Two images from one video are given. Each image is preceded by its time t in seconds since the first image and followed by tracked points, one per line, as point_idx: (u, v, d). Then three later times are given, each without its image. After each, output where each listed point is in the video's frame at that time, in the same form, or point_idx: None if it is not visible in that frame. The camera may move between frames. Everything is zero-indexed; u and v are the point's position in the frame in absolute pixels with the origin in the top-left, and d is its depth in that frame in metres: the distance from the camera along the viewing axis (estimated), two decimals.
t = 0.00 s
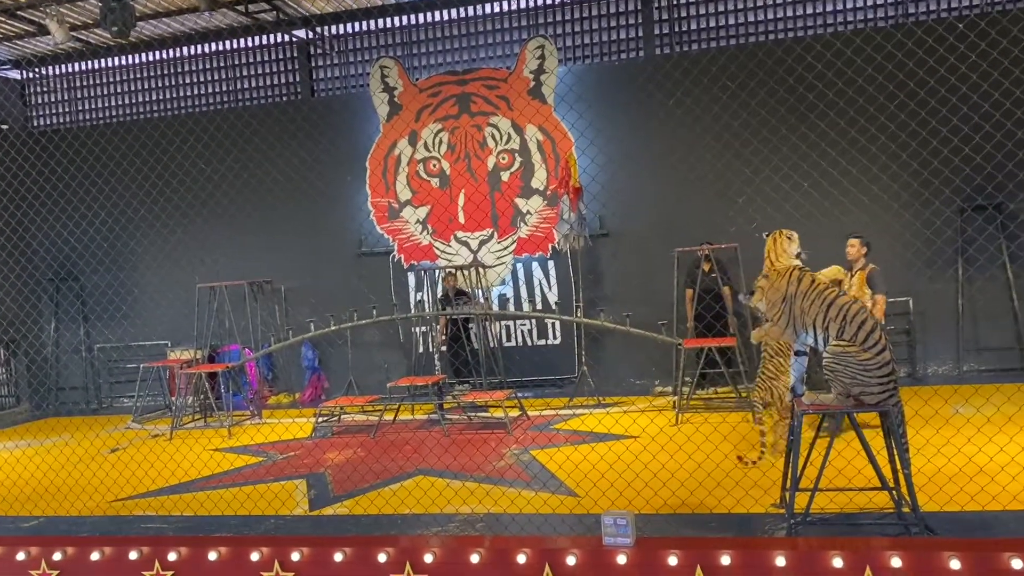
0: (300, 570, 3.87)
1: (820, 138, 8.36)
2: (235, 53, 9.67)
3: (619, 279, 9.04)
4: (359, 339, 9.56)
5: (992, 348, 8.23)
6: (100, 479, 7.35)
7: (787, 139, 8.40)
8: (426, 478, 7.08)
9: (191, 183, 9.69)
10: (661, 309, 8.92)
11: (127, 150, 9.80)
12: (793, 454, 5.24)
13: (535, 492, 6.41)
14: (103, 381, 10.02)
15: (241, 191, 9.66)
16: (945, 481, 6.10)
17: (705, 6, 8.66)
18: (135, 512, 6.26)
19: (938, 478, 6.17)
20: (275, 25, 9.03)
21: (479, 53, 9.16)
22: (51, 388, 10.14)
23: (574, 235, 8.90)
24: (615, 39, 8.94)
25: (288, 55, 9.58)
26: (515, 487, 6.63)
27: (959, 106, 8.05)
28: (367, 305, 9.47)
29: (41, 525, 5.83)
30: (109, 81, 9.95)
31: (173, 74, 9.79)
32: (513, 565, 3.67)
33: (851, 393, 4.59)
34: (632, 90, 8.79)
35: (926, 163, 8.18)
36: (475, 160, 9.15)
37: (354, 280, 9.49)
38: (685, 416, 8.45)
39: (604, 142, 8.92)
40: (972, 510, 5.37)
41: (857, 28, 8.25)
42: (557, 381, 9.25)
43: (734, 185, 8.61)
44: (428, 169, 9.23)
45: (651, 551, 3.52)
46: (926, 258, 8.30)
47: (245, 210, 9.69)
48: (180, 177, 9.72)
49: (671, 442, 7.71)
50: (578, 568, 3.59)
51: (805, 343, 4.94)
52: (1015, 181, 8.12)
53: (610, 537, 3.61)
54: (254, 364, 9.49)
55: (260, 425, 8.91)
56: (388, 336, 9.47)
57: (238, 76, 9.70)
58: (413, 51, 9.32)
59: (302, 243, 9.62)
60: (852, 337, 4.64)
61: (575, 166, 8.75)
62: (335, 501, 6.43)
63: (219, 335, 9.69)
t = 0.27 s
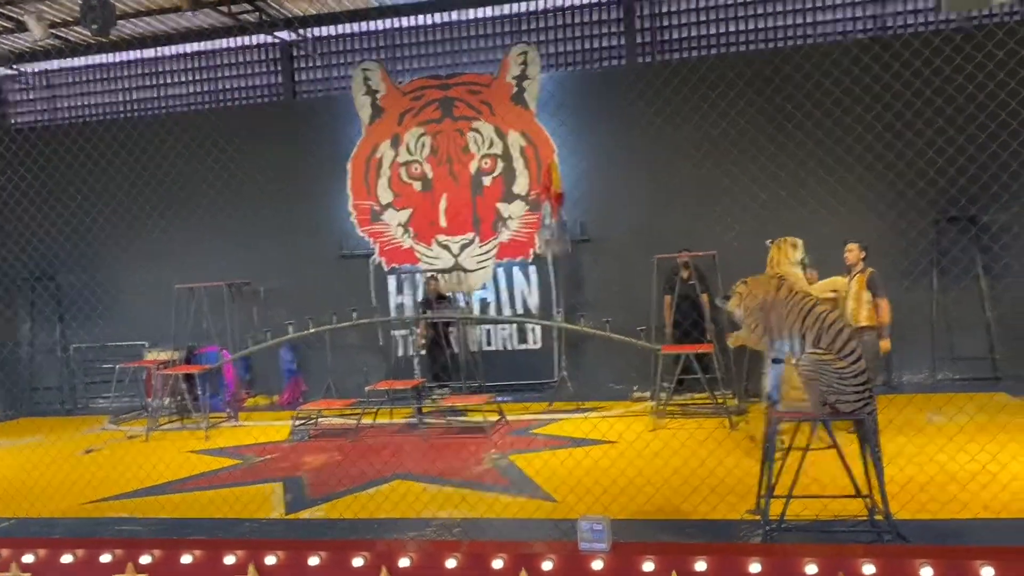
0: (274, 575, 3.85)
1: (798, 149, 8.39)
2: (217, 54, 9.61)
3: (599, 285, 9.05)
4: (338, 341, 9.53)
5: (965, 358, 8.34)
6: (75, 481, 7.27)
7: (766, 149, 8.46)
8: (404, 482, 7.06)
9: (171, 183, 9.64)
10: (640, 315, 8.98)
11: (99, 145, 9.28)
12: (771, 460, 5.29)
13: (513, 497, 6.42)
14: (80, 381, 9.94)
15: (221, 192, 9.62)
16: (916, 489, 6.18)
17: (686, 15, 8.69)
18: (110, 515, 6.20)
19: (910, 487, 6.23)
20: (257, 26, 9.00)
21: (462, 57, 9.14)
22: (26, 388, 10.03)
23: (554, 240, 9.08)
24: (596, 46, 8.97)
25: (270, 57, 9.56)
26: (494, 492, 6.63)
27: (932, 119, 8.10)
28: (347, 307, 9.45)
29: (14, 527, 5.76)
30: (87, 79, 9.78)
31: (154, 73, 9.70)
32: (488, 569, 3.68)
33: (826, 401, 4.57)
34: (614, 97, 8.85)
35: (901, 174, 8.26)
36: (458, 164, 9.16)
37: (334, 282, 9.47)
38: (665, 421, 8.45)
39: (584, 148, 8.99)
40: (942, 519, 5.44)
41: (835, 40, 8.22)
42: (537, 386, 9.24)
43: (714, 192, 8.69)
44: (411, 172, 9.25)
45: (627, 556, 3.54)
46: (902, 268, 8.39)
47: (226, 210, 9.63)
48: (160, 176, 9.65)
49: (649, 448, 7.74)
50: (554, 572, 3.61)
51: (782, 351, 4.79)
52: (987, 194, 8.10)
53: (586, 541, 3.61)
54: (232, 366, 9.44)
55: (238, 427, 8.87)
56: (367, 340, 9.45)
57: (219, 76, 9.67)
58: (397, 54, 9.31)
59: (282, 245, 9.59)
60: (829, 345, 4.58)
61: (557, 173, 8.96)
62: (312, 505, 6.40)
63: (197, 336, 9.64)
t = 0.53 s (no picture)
0: None
1: (739, 167, 8.48)
2: (159, 56, 9.45)
3: (544, 298, 9.04)
4: (278, 352, 9.37)
5: (899, 374, 8.53)
6: None
7: (709, 165, 8.55)
8: (343, 496, 6.94)
9: (108, 187, 9.38)
10: (585, 328, 8.98)
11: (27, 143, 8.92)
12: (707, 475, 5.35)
13: (453, 512, 6.36)
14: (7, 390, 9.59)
15: (160, 196, 9.40)
16: (851, 502, 6.29)
17: (633, 32, 8.80)
18: (34, 530, 5.96)
19: (846, 500, 6.35)
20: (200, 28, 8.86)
21: (411, 67, 9.11)
22: None
23: (500, 252, 8.94)
24: (546, 60, 9.03)
25: (213, 61, 9.41)
26: (435, 506, 6.56)
27: (870, 141, 8.20)
28: (288, 317, 9.30)
29: None
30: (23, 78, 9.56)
31: (92, 74, 9.48)
32: None
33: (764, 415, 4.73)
34: (561, 110, 8.83)
35: (838, 193, 8.40)
36: (404, 173, 9.10)
37: (276, 291, 9.31)
38: (607, 434, 8.48)
39: (531, 160, 8.98)
40: (877, 531, 5.55)
41: (777, 60, 8.32)
42: (482, 399, 9.22)
43: (658, 207, 8.74)
44: (356, 181, 9.14)
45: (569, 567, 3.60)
46: (839, 285, 8.55)
47: (165, 216, 9.42)
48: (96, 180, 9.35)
49: (593, 461, 7.74)
50: None
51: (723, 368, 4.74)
52: (920, 215, 8.32)
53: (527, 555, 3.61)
54: (168, 375, 9.22)
55: (173, 439, 8.64)
56: (309, 350, 9.31)
57: (160, 79, 9.49)
58: (341, 62, 9.20)
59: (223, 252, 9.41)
60: (767, 361, 4.65)
61: (503, 183, 8.84)
62: (247, 520, 6.25)
63: (132, 344, 9.38)
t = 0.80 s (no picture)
0: None
1: (676, 181, 8.60)
2: (92, 60, 9.25)
3: (486, 309, 8.98)
4: (214, 363, 9.19)
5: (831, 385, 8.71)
6: None
7: (648, 179, 8.63)
8: (279, 510, 6.81)
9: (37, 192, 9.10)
10: (529, 338, 8.93)
11: None
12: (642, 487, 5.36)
13: (393, 525, 6.27)
14: None
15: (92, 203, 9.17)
16: (785, 511, 6.38)
17: (575, 45, 8.87)
18: None
19: (779, 509, 6.46)
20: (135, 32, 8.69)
21: (353, 76, 9.03)
22: None
23: (441, 262, 8.95)
24: (488, 72, 9.05)
25: (149, 66, 9.24)
26: (373, 520, 6.46)
27: (803, 158, 8.48)
28: (224, 327, 9.13)
29: None
30: None
31: (24, 75, 9.34)
32: None
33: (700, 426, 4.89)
34: (503, 121, 8.83)
35: (771, 210, 8.64)
36: (344, 182, 9.00)
37: (212, 301, 9.13)
38: (548, 445, 8.46)
39: (474, 171, 8.97)
40: (808, 540, 5.66)
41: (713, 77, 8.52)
42: (424, 410, 9.15)
43: (598, 220, 8.78)
44: (295, 189, 9.03)
45: None
46: (774, 298, 8.71)
47: (97, 223, 9.20)
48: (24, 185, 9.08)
49: (533, 473, 7.71)
50: None
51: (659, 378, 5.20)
52: (850, 230, 8.54)
53: (465, 569, 3.83)
54: (98, 387, 8.95)
55: (103, 453, 8.39)
56: (246, 361, 9.14)
57: (93, 83, 9.28)
58: (283, 69, 9.14)
59: (157, 261, 9.20)
60: (703, 371, 5.03)
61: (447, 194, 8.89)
62: (179, 535, 6.09)
63: (60, 355, 9.04)
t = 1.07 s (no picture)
0: None
1: (621, 192, 8.71)
2: (28, 63, 8.98)
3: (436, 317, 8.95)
4: (155, 374, 9.00)
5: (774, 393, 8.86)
6: None
7: (595, 189, 8.71)
8: (222, 524, 6.66)
9: None
10: (476, 349, 8.92)
11: None
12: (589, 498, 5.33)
13: (339, 538, 6.16)
14: None
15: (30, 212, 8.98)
16: (730, 517, 6.43)
17: (524, 56, 8.90)
18: None
19: (723, 516, 6.47)
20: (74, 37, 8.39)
21: (299, 83, 8.96)
22: None
23: (391, 271, 8.87)
24: (435, 81, 9.02)
25: (89, 70, 9.02)
26: (318, 533, 6.34)
27: (744, 170, 8.61)
28: (165, 337, 8.96)
29: None
30: None
31: None
32: None
33: (645, 434, 5.03)
34: (451, 130, 8.83)
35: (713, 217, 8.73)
36: (290, 190, 8.91)
37: (153, 311, 8.96)
38: (497, 455, 8.43)
39: (422, 180, 8.90)
40: (752, 545, 5.71)
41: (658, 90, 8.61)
42: (369, 422, 9.09)
43: (545, 229, 8.82)
44: (239, 197, 8.92)
45: None
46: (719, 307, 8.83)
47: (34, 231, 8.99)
48: None
49: (482, 483, 7.66)
50: None
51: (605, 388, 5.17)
52: (790, 241, 8.70)
53: None
54: (33, 400, 8.70)
55: (37, 467, 8.14)
56: (188, 372, 8.98)
57: (30, 87, 9.02)
58: (226, 75, 8.98)
59: (96, 270, 9.00)
60: (649, 379, 5.10)
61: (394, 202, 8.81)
62: (116, 551, 5.92)
63: None
